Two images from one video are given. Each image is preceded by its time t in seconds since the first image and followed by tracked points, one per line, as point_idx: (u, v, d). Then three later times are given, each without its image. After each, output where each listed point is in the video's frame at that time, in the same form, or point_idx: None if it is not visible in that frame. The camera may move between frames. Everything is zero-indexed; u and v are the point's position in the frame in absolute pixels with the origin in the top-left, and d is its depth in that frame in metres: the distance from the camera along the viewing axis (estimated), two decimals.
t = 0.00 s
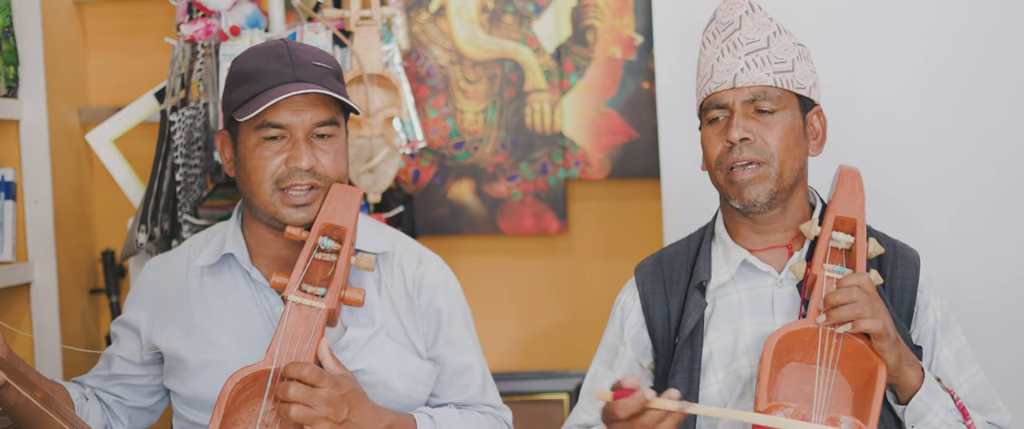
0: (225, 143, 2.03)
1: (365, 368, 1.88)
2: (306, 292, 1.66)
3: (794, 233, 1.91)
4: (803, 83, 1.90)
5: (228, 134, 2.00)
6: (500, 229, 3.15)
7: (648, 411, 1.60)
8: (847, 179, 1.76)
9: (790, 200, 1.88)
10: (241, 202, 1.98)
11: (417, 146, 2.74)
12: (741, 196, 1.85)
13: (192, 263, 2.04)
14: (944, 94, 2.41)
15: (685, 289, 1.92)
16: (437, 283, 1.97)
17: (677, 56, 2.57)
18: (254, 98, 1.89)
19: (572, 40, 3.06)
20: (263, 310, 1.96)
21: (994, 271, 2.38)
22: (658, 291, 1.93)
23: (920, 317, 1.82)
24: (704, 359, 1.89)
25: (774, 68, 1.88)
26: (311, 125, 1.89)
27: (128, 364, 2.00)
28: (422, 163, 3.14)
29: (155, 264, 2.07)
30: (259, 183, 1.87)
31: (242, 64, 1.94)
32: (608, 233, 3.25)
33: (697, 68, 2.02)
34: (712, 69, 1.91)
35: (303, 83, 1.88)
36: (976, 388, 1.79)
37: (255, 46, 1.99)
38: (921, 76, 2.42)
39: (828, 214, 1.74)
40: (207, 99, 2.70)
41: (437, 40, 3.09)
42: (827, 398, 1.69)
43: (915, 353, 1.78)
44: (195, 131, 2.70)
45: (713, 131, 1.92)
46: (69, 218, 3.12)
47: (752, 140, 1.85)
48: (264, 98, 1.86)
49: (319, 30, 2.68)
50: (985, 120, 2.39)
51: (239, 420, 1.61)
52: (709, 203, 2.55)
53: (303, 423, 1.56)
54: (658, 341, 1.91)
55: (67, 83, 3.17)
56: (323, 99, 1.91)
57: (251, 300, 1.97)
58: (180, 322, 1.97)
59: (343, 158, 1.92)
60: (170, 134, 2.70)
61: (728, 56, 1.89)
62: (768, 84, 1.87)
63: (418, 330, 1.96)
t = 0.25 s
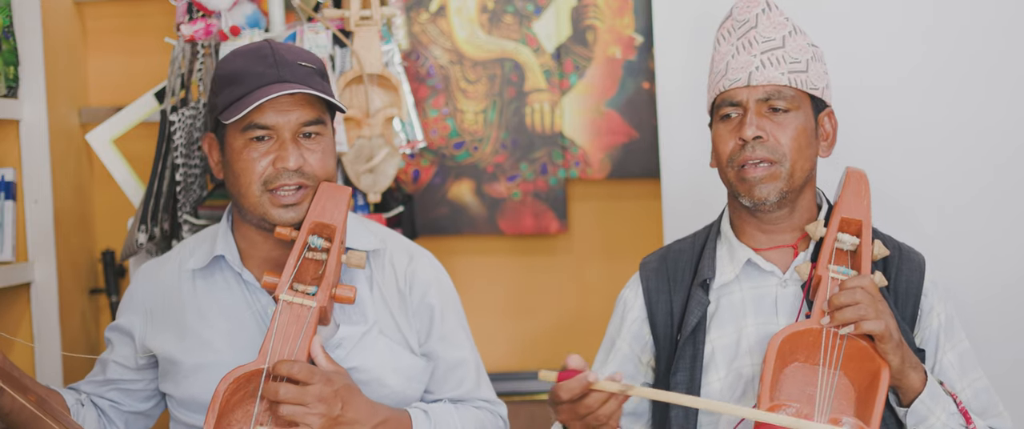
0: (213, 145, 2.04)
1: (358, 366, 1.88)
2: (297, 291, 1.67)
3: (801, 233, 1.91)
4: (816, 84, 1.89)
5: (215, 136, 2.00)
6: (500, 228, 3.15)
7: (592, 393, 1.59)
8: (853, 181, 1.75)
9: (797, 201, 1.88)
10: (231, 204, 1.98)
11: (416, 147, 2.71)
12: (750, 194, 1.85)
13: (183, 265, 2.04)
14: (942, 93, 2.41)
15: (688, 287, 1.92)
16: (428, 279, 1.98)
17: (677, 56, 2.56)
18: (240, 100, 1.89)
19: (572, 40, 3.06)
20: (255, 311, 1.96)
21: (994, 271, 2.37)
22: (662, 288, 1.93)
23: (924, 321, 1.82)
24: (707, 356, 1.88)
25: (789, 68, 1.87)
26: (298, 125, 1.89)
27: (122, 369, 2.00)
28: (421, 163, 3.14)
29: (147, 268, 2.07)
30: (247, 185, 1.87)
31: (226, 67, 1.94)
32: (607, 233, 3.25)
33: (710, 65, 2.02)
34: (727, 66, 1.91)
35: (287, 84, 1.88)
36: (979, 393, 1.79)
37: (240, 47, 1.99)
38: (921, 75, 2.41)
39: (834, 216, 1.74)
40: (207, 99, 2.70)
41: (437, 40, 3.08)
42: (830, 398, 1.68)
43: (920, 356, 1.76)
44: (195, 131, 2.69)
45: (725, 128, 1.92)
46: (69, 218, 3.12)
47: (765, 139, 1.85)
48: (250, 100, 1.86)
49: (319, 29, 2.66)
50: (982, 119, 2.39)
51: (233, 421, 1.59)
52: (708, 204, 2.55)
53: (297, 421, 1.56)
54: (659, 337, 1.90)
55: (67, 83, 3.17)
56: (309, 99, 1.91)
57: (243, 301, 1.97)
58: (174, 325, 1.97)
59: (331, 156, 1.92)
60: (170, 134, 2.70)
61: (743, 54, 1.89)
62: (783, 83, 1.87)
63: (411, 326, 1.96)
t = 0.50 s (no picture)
0: (209, 145, 2.02)
1: (355, 364, 1.88)
2: (294, 290, 1.66)
3: (806, 234, 1.91)
4: (827, 85, 1.89)
5: (211, 135, 2.00)
6: (500, 228, 3.15)
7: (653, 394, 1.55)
8: (859, 182, 1.76)
9: (805, 201, 1.88)
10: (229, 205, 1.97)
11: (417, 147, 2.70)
12: (759, 192, 1.85)
13: (180, 266, 2.04)
14: (941, 93, 2.40)
15: (694, 285, 1.92)
16: (424, 277, 1.98)
17: (677, 55, 2.56)
18: (235, 98, 1.89)
19: (573, 40, 3.06)
20: (252, 311, 1.96)
21: (994, 270, 2.38)
22: (667, 286, 1.93)
23: (927, 323, 1.82)
24: (711, 355, 1.88)
25: (800, 68, 1.87)
26: (293, 123, 1.89)
27: (120, 370, 1.99)
28: (422, 163, 3.14)
29: (144, 269, 2.07)
30: (244, 182, 1.87)
31: (221, 67, 1.94)
32: (607, 233, 3.25)
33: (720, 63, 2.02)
34: (738, 64, 1.91)
35: (283, 82, 1.88)
36: (980, 396, 1.79)
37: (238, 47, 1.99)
38: (920, 74, 2.41)
39: (839, 217, 1.74)
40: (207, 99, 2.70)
41: (437, 40, 3.08)
42: (832, 399, 1.68)
43: (922, 359, 1.77)
44: (195, 131, 2.70)
45: (735, 126, 1.91)
46: (69, 218, 3.12)
47: (775, 138, 1.85)
48: (246, 97, 1.87)
49: (319, 29, 2.66)
50: (982, 119, 2.39)
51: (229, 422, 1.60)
52: (708, 204, 2.55)
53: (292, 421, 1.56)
54: (664, 332, 1.91)
55: (67, 83, 3.17)
56: (305, 97, 1.91)
57: (240, 302, 1.97)
58: (172, 325, 1.96)
59: (327, 155, 1.91)
60: (170, 134, 2.70)
61: (755, 53, 1.89)
62: (794, 83, 1.87)
63: (407, 324, 1.96)
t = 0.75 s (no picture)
0: (217, 138, 2.04)
1: (357, 361, 1.87)
2: (293, 288, 1.66)
3: (814, 234, 1.92)
4: (841, 85, 1.90)
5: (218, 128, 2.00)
6: (500, 228, 3.15)
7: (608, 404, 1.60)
8: (869, 182, 1.76)
9: (814, 201, 1.88)
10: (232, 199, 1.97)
11: (417, 146, 2.71)
12: (769, 190, 1.85)
13: (184, 259, 2.04)
14: (940, 92, 2.41)
15: (700, 283, 1.91)
16: (427, 276, 1.98)
17: (677, 55, 2.57)
18: (239, 88, 1.90)
19: (573, 40, 3.06)
20: (253, 306, 1.96)
21: (994, 269, 2.39)
22: (673, 284, 1.92)
23: (933, 326, 1.82)
24: (716, 354, 1.89)
25: (815, 68, 1.87)
26: (296, 115, 1.89)
27: (121, 363, 2.00)
28: (422, 163, 3.14)
29: (148, 263, 2.07)
30: (243, 172, 1.87)
31: (232, 59, 1.94)
32: (607, 233, 3.25)
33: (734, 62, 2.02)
34: (752, 62, 1.91)
35: (285, 73, 1.88)
36: (985, 400, 1.81)
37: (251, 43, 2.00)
38: (920, 74, 2.42)
39: (849, 217, 1.74)
40: (207, 99, 2.70)
41: (437, 40, 3.09)
42: (838, 400, 1.68)
43: (927, 361, 1.78)
44: (195, 131, 2.70)
45: (748, 124, 1.91)
46: (69, 218, 3.12)
47: (788, 136, 1.85)
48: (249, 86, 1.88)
49: (319, 29, 2.66)
50: (978, 118, 2.39)
51: (229, 421, 1.60)
52: (708, 203, 2.55)
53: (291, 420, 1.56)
54: (669, 332, 1.89)
55: (67, 83, 3.17)
56: (309, 90, 1.91)
57: (242, 296, 1.97)
58: (173, 319, 1.97)
59: (329, 150, 1.91)
60: (170, 134, 2.70)
61: (770, 51, 1.89)
62: (808, 82, 1.87)
63: (411, 323, 1.96)
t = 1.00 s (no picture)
0: (225, 139, 2.02)
1: (363, 366, 1.88)
2: (301, 290, 1.66)
3: (817, 235, 1.91)
4: (850, 89, 1.88)
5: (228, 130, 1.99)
6: (500, 228, 3.15)
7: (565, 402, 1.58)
8: (873, 184, 1.76)
9: (818, 203, 1.88)
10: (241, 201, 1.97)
11: (416, 147, 2.75)
12: (773, 191, 1.84)
13: (189, 258, 2.03)
14: (940, 92, 2.41)
15: (701, 280, 1.91)
16: (434, 281, 1.98)
17: (677, 55, 2.56)
18: (250, 92, 1.88)
19: (572, 40, 3.06)
20: (260, 307, 1.96)
21: (993, 269, 2.38)
22: (675, 281, 1.92)
23: (934, 329, 1.81)
24: (716, 353, 1.88)
25: (824, 70, 1.86)
26: (307, 123, 1.88)
27: (123, 360, 1.98)
28: (421, 163, 3.14)
29: (152, 260, 2.06)
30: (253, 179, 1.87)
31: (243, 61, 1.93)
32: (607, 234, 3.25)
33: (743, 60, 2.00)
34: (762, 62, 1.89)
35: (299, 81, 1.87)
36: (985, 404, 1.80)
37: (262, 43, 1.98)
38: (919, 74, 2.42)
39: (852, 218, 1.74)
40: (207, 99, 2.70)
41: (437, 40, 3.08)
42: (837, 401, 1.68)
43: (928, 364, 1.77)
44: (195, 131, 2.70)
45: (755, 124, 1.90)
46: (70, 218, 3.12)
47: (794, 138, 1.84)
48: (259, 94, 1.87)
49: (319, 29, 2.66)
50: (977, 118, 2.39)
51: (235, 420, 1.59)
52: (708, 203, 2.55)
53: (300, 423, 1.55)
54: (669, 329, 1.89)
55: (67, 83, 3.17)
56: (320, 97, 1.90)
57: (248, 297, 1.97)
58: (179, 319, 1.96)
59: (339, 157, 1.90)
60: (170, 134, 2.71)
61: (780, 51, 1.87)
62: (817, 84, 1.85)
63: (417, 329, 1.96)
